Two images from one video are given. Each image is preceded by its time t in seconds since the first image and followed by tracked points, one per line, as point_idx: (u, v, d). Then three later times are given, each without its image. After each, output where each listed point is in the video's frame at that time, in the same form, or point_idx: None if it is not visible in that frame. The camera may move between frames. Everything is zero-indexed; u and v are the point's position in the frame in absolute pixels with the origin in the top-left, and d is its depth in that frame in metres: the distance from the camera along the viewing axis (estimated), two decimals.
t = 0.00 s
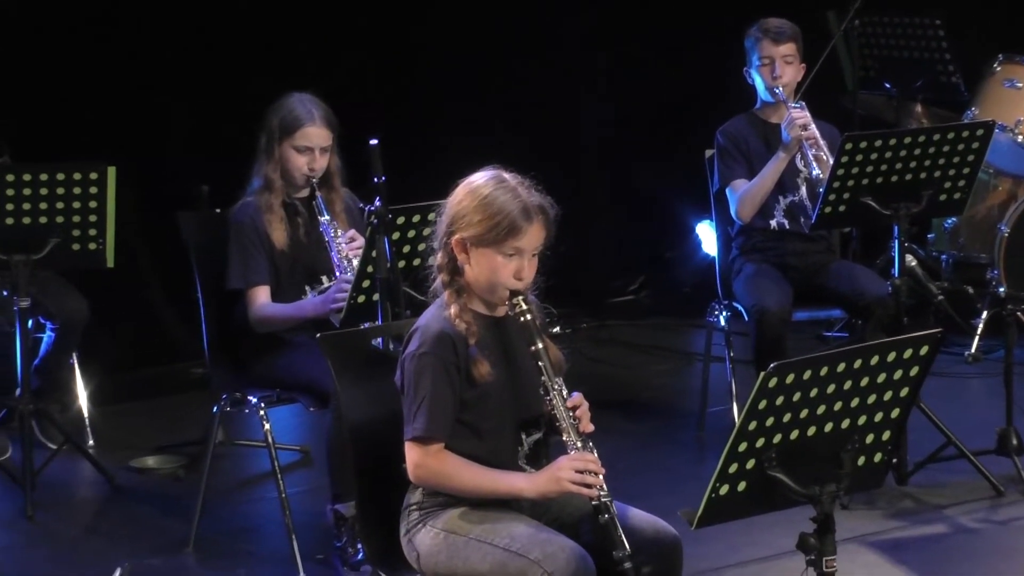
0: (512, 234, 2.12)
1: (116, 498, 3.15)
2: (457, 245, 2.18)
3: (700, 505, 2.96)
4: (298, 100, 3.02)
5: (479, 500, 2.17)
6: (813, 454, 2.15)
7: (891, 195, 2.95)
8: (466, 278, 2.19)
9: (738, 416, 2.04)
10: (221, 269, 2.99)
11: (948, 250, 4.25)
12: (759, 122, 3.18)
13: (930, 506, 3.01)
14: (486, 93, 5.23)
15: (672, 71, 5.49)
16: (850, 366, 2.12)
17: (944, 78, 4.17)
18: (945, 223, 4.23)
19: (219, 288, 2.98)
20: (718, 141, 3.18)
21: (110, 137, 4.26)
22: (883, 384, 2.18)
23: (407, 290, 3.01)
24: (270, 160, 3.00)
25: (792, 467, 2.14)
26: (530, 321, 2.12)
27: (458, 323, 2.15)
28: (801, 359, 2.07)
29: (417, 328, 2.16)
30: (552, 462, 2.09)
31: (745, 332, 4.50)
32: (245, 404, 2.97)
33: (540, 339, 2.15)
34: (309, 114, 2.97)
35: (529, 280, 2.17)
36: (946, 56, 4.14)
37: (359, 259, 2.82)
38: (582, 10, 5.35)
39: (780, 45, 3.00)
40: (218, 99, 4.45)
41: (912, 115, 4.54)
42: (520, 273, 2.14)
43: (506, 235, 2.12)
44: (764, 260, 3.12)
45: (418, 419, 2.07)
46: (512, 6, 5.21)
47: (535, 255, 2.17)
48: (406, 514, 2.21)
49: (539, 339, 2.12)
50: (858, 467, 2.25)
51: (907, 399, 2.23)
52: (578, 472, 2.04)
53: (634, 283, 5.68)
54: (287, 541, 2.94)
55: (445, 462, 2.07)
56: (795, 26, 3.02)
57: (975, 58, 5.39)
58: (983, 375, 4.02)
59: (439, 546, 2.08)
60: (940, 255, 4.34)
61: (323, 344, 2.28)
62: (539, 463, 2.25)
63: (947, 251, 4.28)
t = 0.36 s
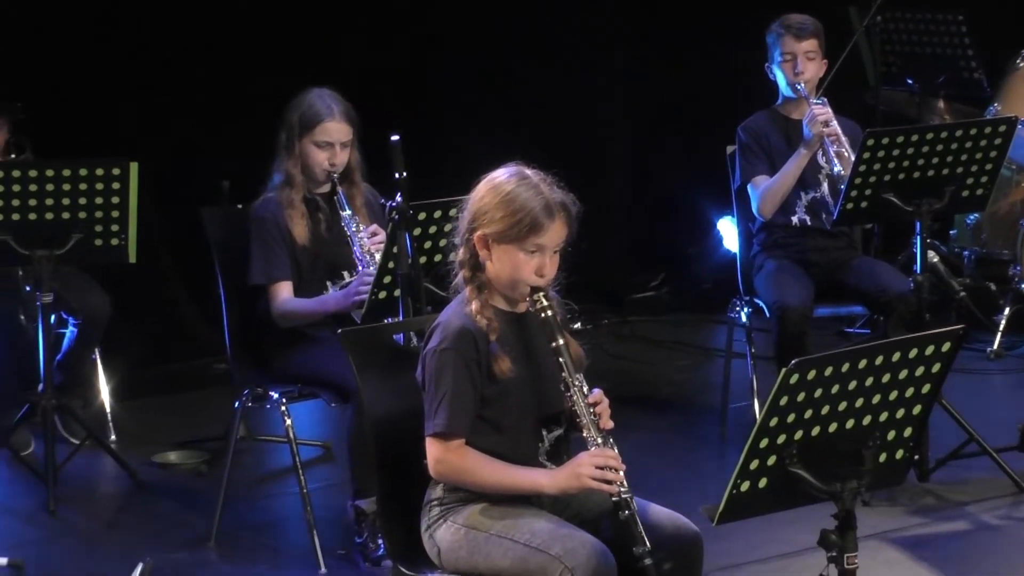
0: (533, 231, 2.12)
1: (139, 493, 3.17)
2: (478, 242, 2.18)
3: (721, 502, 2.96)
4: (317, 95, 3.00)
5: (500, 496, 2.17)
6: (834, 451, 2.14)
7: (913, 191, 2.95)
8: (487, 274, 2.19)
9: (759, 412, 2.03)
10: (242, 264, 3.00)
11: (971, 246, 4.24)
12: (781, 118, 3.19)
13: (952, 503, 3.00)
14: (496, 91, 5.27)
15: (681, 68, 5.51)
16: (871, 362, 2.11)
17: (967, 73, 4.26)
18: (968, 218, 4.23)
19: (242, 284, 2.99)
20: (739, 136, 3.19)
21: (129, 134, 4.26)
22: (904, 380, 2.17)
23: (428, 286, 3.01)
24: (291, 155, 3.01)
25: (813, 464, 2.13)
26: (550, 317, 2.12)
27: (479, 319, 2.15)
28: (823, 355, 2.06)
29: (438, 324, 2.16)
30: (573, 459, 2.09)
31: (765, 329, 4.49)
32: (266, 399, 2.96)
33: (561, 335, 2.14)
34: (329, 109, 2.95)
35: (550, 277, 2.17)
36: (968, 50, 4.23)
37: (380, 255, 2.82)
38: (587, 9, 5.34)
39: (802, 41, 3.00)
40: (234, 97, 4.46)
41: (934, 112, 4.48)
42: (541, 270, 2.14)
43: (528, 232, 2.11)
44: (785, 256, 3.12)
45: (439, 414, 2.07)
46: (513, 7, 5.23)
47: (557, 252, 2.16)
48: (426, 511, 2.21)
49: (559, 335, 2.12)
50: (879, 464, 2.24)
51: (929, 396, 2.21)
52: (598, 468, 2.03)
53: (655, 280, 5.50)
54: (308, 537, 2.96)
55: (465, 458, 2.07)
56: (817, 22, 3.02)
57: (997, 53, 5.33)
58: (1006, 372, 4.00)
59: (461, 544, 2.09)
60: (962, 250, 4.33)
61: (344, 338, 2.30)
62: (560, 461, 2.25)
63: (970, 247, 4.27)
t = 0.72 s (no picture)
0: (553, 228, 2.12)
1: (161, 489, 3.18)
2: (498, 239, 2.18)
3: (742, 500, 2.97)
4: (340, 93, 3.01)
5: (519, 493, 2.17)
6: (856, 450, 2.13)
7: (936, 189, 2.94)
8: (508, 271, 2.19)
9: (781, 410, 2.03)
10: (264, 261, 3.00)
11: (993, 244, 4.10)
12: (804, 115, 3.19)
13: (974, 502, 3.00)
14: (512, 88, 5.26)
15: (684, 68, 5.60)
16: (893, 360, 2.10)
17: (990, 71, 4.24)
18: (990, 216, 4.09)
19: (263, 282, 2.99)
20: (762, 133, 3.19)
21: (147, 131, 4.25)
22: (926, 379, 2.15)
23: (450, 284, 3.01)
24: (312, 153, 3.00)
25: (835, 462, 2.12)
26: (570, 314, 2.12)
27: (499, 316, 2.15)
28: (845, 353, 2.05)
29: (458, 321, 2.17)
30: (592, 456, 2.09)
31: (787, 326, 4.48)
32: (288, 396, 2.99)
33: (581, 333, 2.14)
34: (351, 107, 2.95)
35: (570, 273, 2.17)
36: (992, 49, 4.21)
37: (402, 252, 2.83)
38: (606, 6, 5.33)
39: (825, 38, 3.00)
40: (252, 93, 4.45)
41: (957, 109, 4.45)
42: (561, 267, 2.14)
43: (548, 229, 2.11)
44: (807, 253, 3.12)
45: (458, 411, 2.08)
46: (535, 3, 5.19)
47: (577, 249, 2.16)
48: (447, 508, 2.21)
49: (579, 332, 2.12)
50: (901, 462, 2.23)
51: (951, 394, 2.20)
52: (617, 465, 2.03)
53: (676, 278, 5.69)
54: (329, 533, 2.96)
55: (485, 455, 2.07)
56: (840, 19, 3.02)
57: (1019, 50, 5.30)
58: None
59: (480, 540, 2.09)
60: (985, 249, 4.21)
61: (365, 336, 2.29)
62: (580, 457, 2.25)
63: (992, 245, 4.14)
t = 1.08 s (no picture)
0: (574, 225, 2.12)
1: (183, 485, 3.21)
2: (520, 237, 2.18)
3: (764, 497, 2.97)
4: (363, 89, 3.02)
5: (541, 490, 2.17)
6: (877, 448, 2.11)
7: (958, 186, 2.94)
8: (529, 268, 2.19)
9: (803, 407, 2.01)
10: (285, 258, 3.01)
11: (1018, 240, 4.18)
12: (827, 113, 3.19)
13: (996, 500, 3.00)
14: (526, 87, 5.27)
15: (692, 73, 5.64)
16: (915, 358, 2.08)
17: (1013, 68, 4.10)
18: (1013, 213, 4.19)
19: (286, 278, 3.00)
20: (784, 131, 3.19)
21: (165, 130, 4.28)
22: (949, 376, 2.12)
23: (472, 281, 3.00)
24: (335, 149, 3.00)
25: (856, 459, 2.10)
26: (592, 312, 2.12)
27: (521, 313, 2.15)
28: (867, 350, 2.03)
29: (480, 318, 2.17)
30: (612, 455, 2.09)
31: (809, 324, 4.47)
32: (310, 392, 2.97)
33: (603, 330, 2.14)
34: (375, 104, 2.96)
35: (592, 271, 2.17)
36: (1016, 46, 4.05)
37: (423, 250, 2.83)
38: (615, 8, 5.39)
39: (848, 35, 2.99)
40: (267, 92, 4.44)
41: (980, 106, 4.41)
42: (582, 264, 2.13)
43: (569, 226, 2.11)
44: (828, 251, 3.12)
45: (480, 408, 2.07)
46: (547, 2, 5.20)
47: (598, 246, 2.16)
48: (469, 504, 2.22)
49: (601, 330, 2.12)
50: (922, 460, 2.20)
51: (974, 392, 2.17)
52: (637, 464, 2.03)
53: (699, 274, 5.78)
54: (351, 530, 2.97)
55: (506, 452, 2.08)
56: (863, 16, 3.01)
57: None
58: None
59: (501, 536, 2.09)
60: (1008, 245, 4.23)
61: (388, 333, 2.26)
62: (601, 455, 2.26)
63: (1015, 242, 4.20)
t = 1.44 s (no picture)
0: (595, 222, 2.11)
1: (204, 481, 3.24)
2: (540, 233, 2.17)
3: (785, 495, 2.97)
4: (387, 88, 3.04)
5: (562, 487, 2.17)
6: (899, 446, 2.05)
7: (981, 183, 2.93)
8: (550, 265, 2.18)
9: (824, 404, 1.95)
10: (306, 255, 3.01)
11: None
12: (849, 110, 3.22)
13: (1019, 498, 3.00)
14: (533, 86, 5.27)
15: (699, 73, 5.62)
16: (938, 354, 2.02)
17: None
18: None
19: (309, 276, 3.01)
20: (806, 128, 3.22)
21: (176, 131, 4.40)
22: (972, 373, 2.07)
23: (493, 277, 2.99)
24: (358, 148, 3.03)
25: (878, 458, 2.04)
26: (613, 309, 2.12)
27: (542, 310, 2.15)
28: (890, 345, 1.97)
29: (501, 315, 2.16)
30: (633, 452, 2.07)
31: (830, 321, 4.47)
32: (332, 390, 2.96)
33: (623, 327, 2.14)
34: (398, 102, 2.97)
35: (613, 268, 2.16)
36: None
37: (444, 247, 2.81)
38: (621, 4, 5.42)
39: (870, 32, 3.03)
40: (277, 90, 4.55)
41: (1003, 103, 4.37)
42: (603, 261, 2.13)
43: (590, 223, 2.11)
44: (852, 248, 3.12)
45: (501, 405, 2.07)
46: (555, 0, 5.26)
47: (619, 243, 2.15)
48: (490, 501, 2.21)
49: (621, 327, 2.12)
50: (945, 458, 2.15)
51: (998, 388, 2.11)
52: (658, 460, 2.02)
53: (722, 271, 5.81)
54: (372, 526, 2.98)
55: (527, 448, 2.07)
56: (885, 13, 3.05)
57: None
58: None
59: (522, 533, 2.09)
60: None
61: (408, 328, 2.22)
62: (622, 451, 2.25)
63: None
